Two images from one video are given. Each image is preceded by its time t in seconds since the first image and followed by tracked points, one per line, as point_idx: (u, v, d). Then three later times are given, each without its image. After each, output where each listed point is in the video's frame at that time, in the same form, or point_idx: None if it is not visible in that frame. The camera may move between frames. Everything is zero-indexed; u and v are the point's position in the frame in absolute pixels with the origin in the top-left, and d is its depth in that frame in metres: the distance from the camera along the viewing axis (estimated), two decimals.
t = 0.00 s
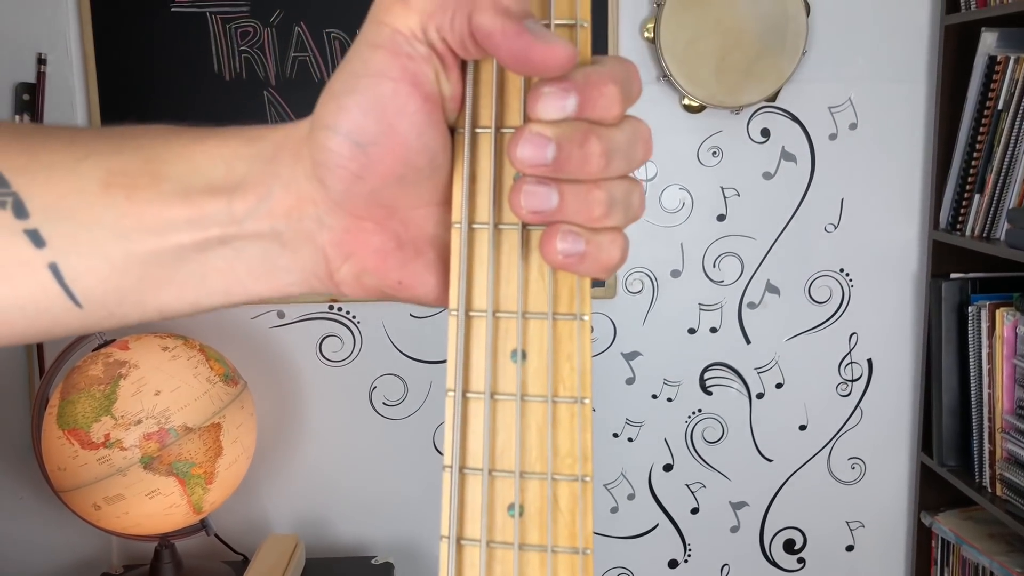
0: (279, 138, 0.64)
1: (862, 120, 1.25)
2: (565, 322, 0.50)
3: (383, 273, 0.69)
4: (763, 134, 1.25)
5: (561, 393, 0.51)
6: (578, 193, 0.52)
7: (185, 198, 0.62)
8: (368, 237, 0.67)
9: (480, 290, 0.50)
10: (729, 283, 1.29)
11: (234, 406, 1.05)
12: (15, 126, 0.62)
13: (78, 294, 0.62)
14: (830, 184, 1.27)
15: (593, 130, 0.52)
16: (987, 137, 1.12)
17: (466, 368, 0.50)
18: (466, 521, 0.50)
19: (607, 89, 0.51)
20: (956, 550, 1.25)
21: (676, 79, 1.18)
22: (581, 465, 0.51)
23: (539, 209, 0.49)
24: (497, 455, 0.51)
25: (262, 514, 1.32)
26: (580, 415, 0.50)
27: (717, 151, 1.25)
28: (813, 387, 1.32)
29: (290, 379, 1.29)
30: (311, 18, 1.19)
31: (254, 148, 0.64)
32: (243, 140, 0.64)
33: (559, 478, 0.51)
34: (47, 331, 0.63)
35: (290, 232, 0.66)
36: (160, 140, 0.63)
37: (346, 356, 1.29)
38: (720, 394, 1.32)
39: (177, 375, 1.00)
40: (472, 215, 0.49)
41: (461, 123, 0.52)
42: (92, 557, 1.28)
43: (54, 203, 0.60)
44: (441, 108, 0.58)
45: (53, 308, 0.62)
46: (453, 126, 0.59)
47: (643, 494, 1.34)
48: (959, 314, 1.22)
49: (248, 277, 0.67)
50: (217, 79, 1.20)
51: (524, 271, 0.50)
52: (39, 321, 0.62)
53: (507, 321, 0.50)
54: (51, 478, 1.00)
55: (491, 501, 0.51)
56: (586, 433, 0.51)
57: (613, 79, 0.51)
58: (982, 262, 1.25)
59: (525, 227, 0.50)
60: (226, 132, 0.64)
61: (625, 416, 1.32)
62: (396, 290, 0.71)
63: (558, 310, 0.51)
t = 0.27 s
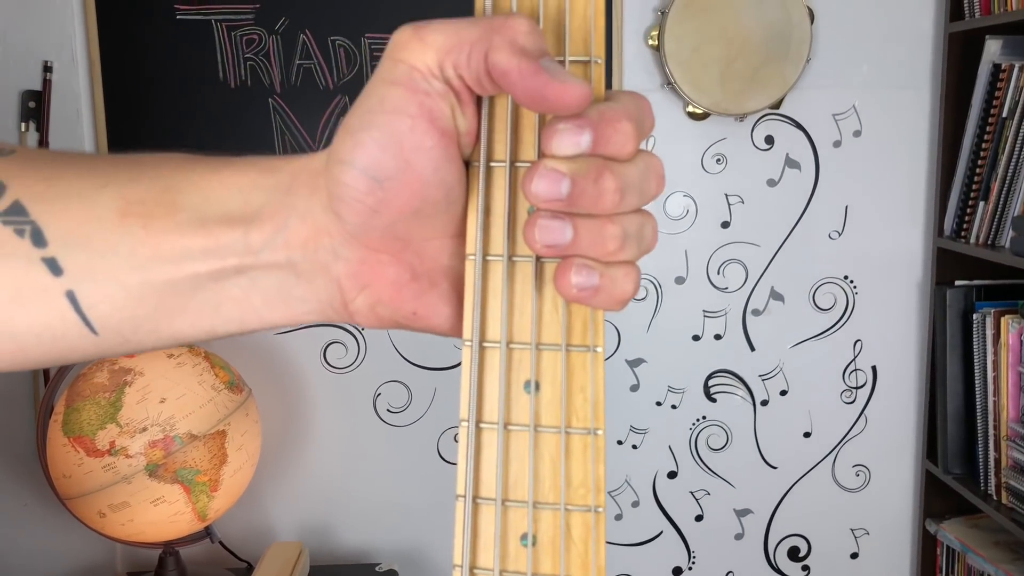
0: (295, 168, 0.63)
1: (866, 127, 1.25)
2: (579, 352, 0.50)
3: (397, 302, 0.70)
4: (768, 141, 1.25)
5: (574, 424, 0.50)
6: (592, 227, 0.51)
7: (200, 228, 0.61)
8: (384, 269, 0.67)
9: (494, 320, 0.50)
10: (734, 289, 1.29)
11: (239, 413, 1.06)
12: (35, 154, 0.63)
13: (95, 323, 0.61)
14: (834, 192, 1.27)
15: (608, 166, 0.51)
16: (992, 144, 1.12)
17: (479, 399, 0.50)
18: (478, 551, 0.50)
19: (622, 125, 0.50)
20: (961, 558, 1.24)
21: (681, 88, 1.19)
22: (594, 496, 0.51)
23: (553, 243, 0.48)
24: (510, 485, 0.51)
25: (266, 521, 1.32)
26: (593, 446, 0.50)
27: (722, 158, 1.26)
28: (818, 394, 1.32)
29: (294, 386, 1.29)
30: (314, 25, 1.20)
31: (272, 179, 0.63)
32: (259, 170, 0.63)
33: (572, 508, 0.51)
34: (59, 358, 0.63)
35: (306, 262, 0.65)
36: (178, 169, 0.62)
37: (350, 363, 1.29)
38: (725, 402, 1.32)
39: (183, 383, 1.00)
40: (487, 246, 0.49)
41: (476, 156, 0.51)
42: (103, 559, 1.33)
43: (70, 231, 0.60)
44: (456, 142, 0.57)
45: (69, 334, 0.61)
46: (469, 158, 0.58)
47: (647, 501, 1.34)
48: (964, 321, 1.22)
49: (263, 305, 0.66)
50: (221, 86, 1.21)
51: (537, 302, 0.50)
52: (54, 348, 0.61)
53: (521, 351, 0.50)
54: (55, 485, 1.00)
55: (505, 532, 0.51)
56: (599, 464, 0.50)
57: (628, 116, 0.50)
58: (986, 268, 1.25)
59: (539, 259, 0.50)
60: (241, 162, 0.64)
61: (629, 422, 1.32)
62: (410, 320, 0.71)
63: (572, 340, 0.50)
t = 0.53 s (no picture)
0: (295, 199, 0.63)
1: (866, 136, 1.25)
2: (576, 383, 0.49)
3: (395, 333, 0.69)
4: (768, 149, 1.25)
5: (571, 455, 0.50)
6: (590, 261, 0.51)
7: (200, 257, 0.61)
8: (382, 298, 0.67)
9: (491, 351, 0.49)
10: (735, 298, 1.29)
11: (239, 423, 1.06)
12: (38, 180, 0.63)
13: (93, 350, 0.61)
14: (834, 200, 1.27)
15: (605, 200, 0.50)
16: (992, 153, 1.12)
17: (476, 429, 0.49)
18: None
19: (620, 158, 0.49)
20: (963, 567, 1.24)
21: (681, 96, 1.19)
22: (592, 527, 0.49)
23: (551, 275, 0.48)
24: (507, 516, 0.50)
25: (266, 531, 1.32)
26: (591, 478, 0.49)
27: (722, 166, 1.26)
28: (819, 402, 1.32)
29: (295, 395, 1.29)
30: (316, 35, 1.20)
31: (271, 210, 0.63)
32: (259, 199, 0.63)
33: (570, 540, 0.50)
34: (58, 382, 0.63)
35: (304, 292, 0.65)
36: (180, 197, 0.62)
37: (350, 372, 1.29)
38: (726, 410, 1.32)
39: (183, 392, 1.00)
40: (485, 276, 0.49)
41: (474, 188, 0.51)
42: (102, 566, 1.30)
43: (70, 259, 0.60)
44: (455, 173, 0.56)
45: (68, 360, 0.61)
46: (467, 190, 0.58)
47: (648, 510, 1.34)
48: (965, 329, 1.21)
49: (261, 333, 0.66)
50: (222, 94, 1.21)
51: (535, 332, 0.49)
52: (56, 374, 0.62)
53: (519, 382, 0.49)
54: (55, 495, 1.00)
55: (501, 564, 0.49)
56: (597, 497, 0.49)
57: (626, 149, 0.50)
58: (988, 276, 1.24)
59: (537, 289, 0.49)
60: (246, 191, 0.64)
61: (631, 431, 1.32)
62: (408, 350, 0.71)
63: (569, 371, 0.50)
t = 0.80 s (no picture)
0: (282, 244, 0.63)
1: (864, 147, 1.25)
2: (562, 432, 0.48)
3: (379, 379, 0.70)
4: (766, 161, 1.25)
5: (556, 504, 0.48)
6: (574, 310, 0.50)
7: (187, 301, 0.60)
8: (366, 345, 0.68)
9: (476, 397, 0.47)
10: (733, 309, 1.29)
11: (237, 435, 1.05)
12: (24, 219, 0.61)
13: (78, 392, 0.60)
14: (832, 211, 1.27)
15: (589, 251, 0.50)
16: (990, 164, 1.12)
17: (461, 477, 0.47)
18: None
19: (602, 211, 0.49)
20: None
21: (680, 107, 1.19)
22: None
23: (536, 324, 0.46)
24: (491, 567, 0.47)
25: (264, 542, 1.33)
26: (576, 527, 0.47)
27: (720, 178, 1.26)
28: (819, 413, 1.32)
29: (292, 408, 1.29)
30: (315, 47, 1.21)
31: (258, 254, 0.63)
32: (247, 243, 0.62)
33: None
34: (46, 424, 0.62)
35: (289, 337, 0.65)
36: (170, 238, 0.62)
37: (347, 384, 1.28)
38: (725, 422, 1.32)
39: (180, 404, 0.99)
40: (470, 322, 0.47)
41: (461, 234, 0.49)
42: None
43: (58, 302, 0.59)
44: (440, 222, 0.56)
45: (54, 402, 0.60)
46: (453, 237, 0.58)
47: (647, 521, 1.34)
48: (964, 341, 1.21)
49: (247, 377, 0.65)
50: (222, 106, 1.22)
51: (520, 381, 0.48)
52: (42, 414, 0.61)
53: (503, 431, 0.47)
54: (52, 507, 0.99)
55: None
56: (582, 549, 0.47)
57: (609, 201, 0.50)
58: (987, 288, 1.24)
59: (522, 338, 0.48)
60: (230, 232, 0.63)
61: (629, 442, 1.32)
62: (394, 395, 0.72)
63: (555, 420, 0.48)
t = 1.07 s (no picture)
0: (276, 282, 0.63)
1: (864, 157, 1.25)
2: (556, 474, 0.48)
3: (373, 422, 0.69)
4: (765, 172, 1.25)
5: (550, 546, 0.48)
6: (568, 354, 0.49)
7: (181, 340, 0.61)
8: (359, 388, 0.67)
9: (470, 438, 0.47)
10: (732, 320, 1.29)
11: (235, 448, 1.05)
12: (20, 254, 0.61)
13: (71, 430, 0.60)
14: (831, 224, 1.27)
15: (583, 294, 0.49)
16: (989, 175, 1.12)
17: (455, 517, 0.47)
18: None
19: (596, 254, 0.48)
20: None
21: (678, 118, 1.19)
22: None
23: (530, 367, 0.46)
24: None
25: (263, 553, 1.33)
26: (570, 569, 0.47)
27: (719, 189, 1.26)
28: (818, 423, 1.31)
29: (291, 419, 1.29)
30: (314, 59, 1.22)
31: (252, 293, 0.63)
32: (241, 282, 0.63)
33: None
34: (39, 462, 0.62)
35: (283, 378, 0.65)
36: (166, 276, 0.62)
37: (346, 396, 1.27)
38: (725, 433, 1.31)
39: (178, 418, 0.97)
40: (464, 363, 0.47)
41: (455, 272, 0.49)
42: None
43: (51, 340, 0.58)
44: (434, 264, 0.56)
45: (46, 441, 0.60)
46: (447, 278, 0.58)
47: (646, 533, 1.34)
48: (964, 352, 1.21)
49: (241, 418, 0.65)
50: (222, 116, 1.23)
51: (514, 422, 0.48)
52: (32, 451, 0.61)
53: (498, 472, 0.47)
54: (49, 518, 0.98)
55: None
56: None
57: (603, 245, 0.49)
58: (987, 299, 1.24)
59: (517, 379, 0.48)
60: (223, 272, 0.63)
61: (629, 453, 1.32)
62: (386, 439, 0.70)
63: (549, 462, 0.48)
